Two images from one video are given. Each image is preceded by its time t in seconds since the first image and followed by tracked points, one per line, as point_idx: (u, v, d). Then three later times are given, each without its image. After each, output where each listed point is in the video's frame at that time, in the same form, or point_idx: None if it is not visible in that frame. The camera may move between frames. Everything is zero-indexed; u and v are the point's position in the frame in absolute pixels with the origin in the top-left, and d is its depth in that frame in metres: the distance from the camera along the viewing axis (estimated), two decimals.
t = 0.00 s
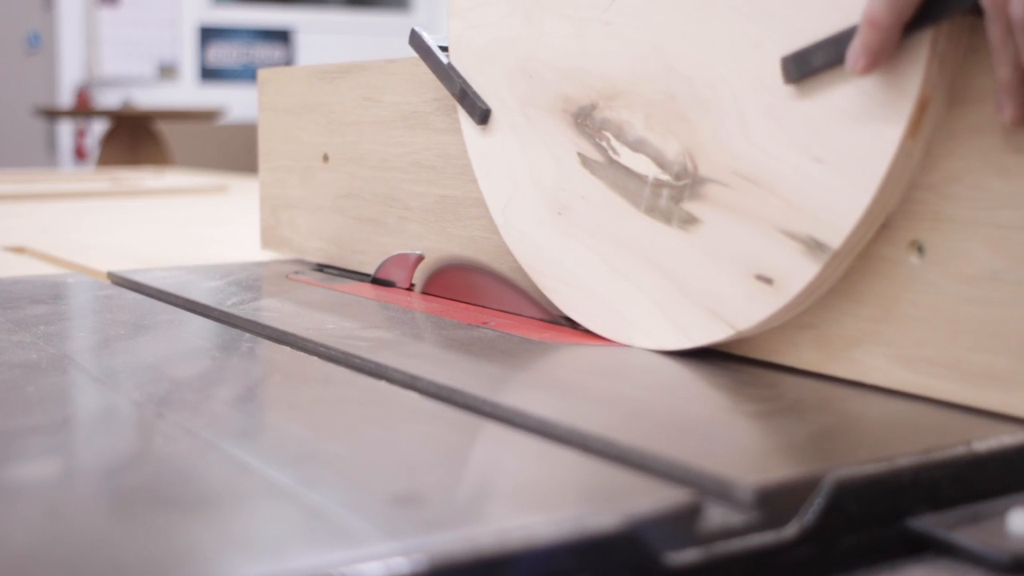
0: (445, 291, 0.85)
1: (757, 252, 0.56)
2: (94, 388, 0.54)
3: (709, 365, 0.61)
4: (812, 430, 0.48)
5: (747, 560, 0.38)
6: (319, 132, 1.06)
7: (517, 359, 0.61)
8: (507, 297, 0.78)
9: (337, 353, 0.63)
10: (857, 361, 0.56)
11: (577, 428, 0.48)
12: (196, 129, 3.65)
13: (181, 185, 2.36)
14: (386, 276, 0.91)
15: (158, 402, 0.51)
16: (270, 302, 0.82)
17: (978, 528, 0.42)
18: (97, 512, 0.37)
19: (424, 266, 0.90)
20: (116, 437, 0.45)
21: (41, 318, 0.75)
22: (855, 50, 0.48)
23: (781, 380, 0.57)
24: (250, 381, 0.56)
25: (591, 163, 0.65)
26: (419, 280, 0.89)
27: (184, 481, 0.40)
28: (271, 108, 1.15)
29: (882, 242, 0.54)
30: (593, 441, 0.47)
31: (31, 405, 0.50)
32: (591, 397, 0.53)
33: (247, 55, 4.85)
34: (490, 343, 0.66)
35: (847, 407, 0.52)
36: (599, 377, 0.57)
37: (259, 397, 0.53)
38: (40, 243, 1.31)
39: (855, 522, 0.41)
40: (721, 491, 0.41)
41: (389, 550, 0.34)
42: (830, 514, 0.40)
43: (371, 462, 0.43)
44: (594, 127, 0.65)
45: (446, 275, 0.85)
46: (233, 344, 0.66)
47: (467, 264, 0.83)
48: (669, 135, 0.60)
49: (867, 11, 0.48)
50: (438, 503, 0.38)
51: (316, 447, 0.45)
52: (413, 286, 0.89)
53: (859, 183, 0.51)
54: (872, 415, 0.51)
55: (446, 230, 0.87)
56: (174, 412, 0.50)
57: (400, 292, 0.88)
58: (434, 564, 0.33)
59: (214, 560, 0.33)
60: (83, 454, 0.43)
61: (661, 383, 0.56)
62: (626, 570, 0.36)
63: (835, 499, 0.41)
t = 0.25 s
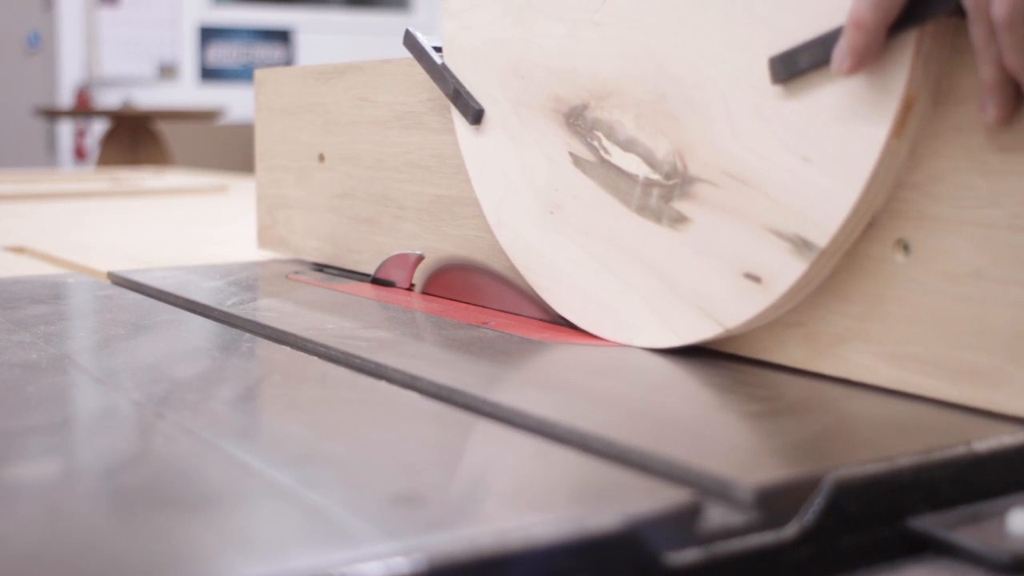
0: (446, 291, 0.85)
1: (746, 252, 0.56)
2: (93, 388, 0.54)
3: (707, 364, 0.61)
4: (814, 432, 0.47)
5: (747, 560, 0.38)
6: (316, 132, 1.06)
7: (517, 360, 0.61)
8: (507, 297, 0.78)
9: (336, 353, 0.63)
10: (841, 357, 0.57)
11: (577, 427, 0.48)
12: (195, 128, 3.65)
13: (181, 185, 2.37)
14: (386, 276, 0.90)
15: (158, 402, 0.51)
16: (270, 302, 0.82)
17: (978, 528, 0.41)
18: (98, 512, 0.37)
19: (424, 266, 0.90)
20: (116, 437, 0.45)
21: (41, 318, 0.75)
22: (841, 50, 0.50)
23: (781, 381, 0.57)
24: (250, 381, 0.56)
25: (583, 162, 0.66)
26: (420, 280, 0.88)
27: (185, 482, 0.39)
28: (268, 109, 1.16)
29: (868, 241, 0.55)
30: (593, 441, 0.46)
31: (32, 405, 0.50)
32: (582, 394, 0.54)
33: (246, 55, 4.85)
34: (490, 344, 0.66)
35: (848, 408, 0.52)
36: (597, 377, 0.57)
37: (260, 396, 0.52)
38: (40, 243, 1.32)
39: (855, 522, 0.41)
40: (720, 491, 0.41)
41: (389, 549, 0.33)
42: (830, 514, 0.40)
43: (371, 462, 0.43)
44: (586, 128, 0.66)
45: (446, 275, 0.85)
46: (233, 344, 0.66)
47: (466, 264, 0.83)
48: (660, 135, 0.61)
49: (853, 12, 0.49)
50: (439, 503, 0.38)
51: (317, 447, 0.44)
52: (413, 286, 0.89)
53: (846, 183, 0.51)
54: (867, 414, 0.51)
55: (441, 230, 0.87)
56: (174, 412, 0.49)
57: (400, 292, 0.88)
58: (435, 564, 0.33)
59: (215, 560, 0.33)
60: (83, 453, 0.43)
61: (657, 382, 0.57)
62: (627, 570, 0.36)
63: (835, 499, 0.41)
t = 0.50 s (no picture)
0: (445, 291, 0.85)
1: (734, 253, 0.57)
2: (94, 387, 0.54)
3: (703, 364, 0.62)
4: (816, 433, 0.47)
5: (747, 560, 0.37)
6: (312, 132, 1.07)
7: (517, 359, 0.62)
8: (506, 297, 0.78)
9: (336, 353, 0.63)
10: (827, 354, 0.58)
11: (578, 428, 0.47)
12: (195, 128, 3.66)
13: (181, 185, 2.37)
14: (386, 275, 0.91)
15: (159, 402, 0.51)
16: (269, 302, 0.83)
17: (977, 528, 0.41)
18: (97, 512, 0.36)
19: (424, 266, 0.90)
20: (117, 437, 0.45)
21: (41, 318, 0.76)
22: (826, 51, 0.50)
23: (781, 381, 0.57)
24: (250, 381, 0.56)
25: (573, 161, 0.67)
26: (419, 280, 0.89)
27: (184, 482, 0.39)
28: (265, 109, 1.16)
29: (854, 240, 0.56)
30: (592, 440, 0.45)
31: (32, 405, 0.50)
32: (572, 391, 0.54)
33: (246, 55, 4.81)
34: (490, 344, 0.67)
35: (845, 409, 0.51)
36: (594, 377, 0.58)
37: (259, 396, 0.53)
38: (41, 243, 1.32)
39: (855, 522, 0.40)
40: (720, 491, 0.40)
41: (389, 549, 0.33)
42: (831, 514, 0.39)
43: (369, 461, 0.42)
44: (576, 127, 0.67)
45: (447, 275, 0.85)
46: (233, 344, 0.67)
47: (467, 264, 0.83)
48: (649, 134, 0.61)
49: (838, 14, 0.49)
50: (439, 503, 0.37)
51: (316, 448, 0.44)
52: (413, 285, 0.89)
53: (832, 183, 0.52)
54: (859, 412, 0.51)
55: (434, 229, 0.88)
56: (174, 412, 0.49)
57: (400, 292, 0.88)
58: (436, 564, 0.32)
59: (215, 560, 0.32)
60: (83, 453, 0.42)
61: (654, 381, 0.57)
62: (628, 571, 0.35)
63: (835, 499, 0.40)
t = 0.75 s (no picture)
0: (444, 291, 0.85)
1: (728, 251, 0.57)
2: (94, 387, 0.54)
3: (704, 364, 0.62)
4: (817, 433, 0.47)
5: (747, 560, 0.37)
6: (310, 132, 1.07)
7: (519, 359, 0.62)
8: (507, 297, 0.78)
9: (337, 354, 0.63)
10: (822, 353, 0.58)
11: (579, 428, 0.47)
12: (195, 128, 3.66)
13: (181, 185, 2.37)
14: (386, 276, 0.91)
15: (158, 402, 0.51)
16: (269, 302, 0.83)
17: (978, 528, 0.41)
18: (96, 513, 0.36)
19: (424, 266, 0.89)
20: (117, 437, 0.45)
21: (41, 318, 0.76)
22: (819, 52, 0.50)
23: (783, 380, 0.58)
24: (250, 381, 0.56)
25: (569, 161, 0.67)
26: (419, 280, 0.88)
27: (184, 482, 0.39)
28: (263, 109, 1.16)
29: (849, 239, 0.56)
30: (593, 441, 0.45)
31: (31, 405, 0.50)
32: (568, 391, 0.54)
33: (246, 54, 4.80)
34: (490, 344, 0.67)
35: (844, 409, 0.51)
36: (595, 377, 0.58)
37: (260, 397, 0.53)
38: (41, 243, 1.32)
39: (855, 522, 0.40)
40: (720, 490, 0.40)
41: (389, 549, 0.32)
42: (831, 514, 0.39)
43: (369, 462, 0.42)
44: (572, 127, 0.67)
45: (447, 275, 0.85)
46: (233, 344, 0.67)
47: (467, 264, 0.82)
48: (644, 133, 0.62)
49: (831, 14, 0.49)
50: (439, 503, 0.37)
51: (317, 447, 0.44)
52: (413, 286, 0.89)
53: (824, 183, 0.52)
54: (858, 412, 0.51)
55: (432, 229, 0.88)
56: (174, 412, 0.49)
57: (400, 292, 0.88)
58: (436, 564, 0.32)
59: (214, 560, 0.32)
60: (82, 453, 0.42)
61: (655, 381, 0.57)
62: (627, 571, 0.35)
63: (835, 499, 0.40)
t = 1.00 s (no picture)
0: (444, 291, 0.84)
1: (719, 250, 0.58)
2: (94, 387, 0.54)
3: (705, 364, 0.62)
4: (817, 433, 0.47)
5: (747, 560, 0.37)
6: (306, 132, 1.07)
7: (520, 359, 0.62)
8: (506, 297, 0.77)
9: (337, 354, 0.63)
10: (812, 351, 0.59)
11: (579, 428, 0.47)
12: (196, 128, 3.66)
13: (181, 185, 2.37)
14: (386, 276, 0.91)
15: (158, 402, 0.51)
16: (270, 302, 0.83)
17: (978, 529, 0.41)
18: (97, 513, 0.36)
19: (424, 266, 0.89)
20: (118, 438, 0.45)
21: (41, 318, 0.76)
22: (808, 52, 0.51)
23: (782, 381, 0.57)
24: (250, 381, 0.56)
25: (563, 160, 0.68)
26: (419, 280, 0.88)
27: (183, 482, 0.39)
28: (259, 109, 1.16)
29: (838, 238, 0.57)
30: (593, 441, 0.45)
31: (31, 405, 0.50)
32: (564, 390, 0.54)
33: (247, 55, 4.79)
34: (490, 344, 0.67)
35: (844, 408, 0.51)
36: (596, 377, 0.58)
37: (260, 397, 0.53)
38: (40, 243, 1.32)
39: (855, 522, 0.40)
40: (721, 491, 0.40)
41: (389, 549, 0.32)
42: (831, 514, 0.39)
43: (368, 461, 0.42)
44: (566, 127, 0.68)
45: (446, 275, 0.84)
46: (233, 344, 0.67)
47: (467, 264, 0.82)
48: (635, 133, 0.63)
49: (819, 15, 0.50)
50: (439, 503, 0.37)
51: (317, 447, 0.44)
52: (413, 286, 0.89)
53: (814, 183, 0.53)
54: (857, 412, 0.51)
55: (428, 228, 0.89)
56: (174, 412, 0.49)
57: (400, 292, 0.88)
58: (435, 564, 0.32)
59: (214, 560, 0.32)
60: (82, 454, 0.42)
61: (655, 381, 0.57)
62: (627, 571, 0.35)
63: (835, 499, 0.40)
